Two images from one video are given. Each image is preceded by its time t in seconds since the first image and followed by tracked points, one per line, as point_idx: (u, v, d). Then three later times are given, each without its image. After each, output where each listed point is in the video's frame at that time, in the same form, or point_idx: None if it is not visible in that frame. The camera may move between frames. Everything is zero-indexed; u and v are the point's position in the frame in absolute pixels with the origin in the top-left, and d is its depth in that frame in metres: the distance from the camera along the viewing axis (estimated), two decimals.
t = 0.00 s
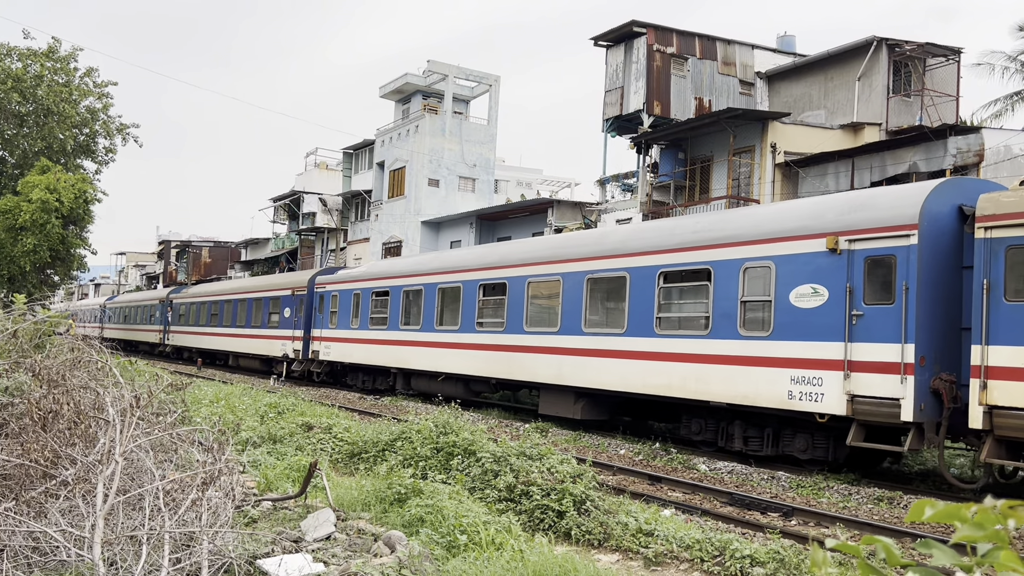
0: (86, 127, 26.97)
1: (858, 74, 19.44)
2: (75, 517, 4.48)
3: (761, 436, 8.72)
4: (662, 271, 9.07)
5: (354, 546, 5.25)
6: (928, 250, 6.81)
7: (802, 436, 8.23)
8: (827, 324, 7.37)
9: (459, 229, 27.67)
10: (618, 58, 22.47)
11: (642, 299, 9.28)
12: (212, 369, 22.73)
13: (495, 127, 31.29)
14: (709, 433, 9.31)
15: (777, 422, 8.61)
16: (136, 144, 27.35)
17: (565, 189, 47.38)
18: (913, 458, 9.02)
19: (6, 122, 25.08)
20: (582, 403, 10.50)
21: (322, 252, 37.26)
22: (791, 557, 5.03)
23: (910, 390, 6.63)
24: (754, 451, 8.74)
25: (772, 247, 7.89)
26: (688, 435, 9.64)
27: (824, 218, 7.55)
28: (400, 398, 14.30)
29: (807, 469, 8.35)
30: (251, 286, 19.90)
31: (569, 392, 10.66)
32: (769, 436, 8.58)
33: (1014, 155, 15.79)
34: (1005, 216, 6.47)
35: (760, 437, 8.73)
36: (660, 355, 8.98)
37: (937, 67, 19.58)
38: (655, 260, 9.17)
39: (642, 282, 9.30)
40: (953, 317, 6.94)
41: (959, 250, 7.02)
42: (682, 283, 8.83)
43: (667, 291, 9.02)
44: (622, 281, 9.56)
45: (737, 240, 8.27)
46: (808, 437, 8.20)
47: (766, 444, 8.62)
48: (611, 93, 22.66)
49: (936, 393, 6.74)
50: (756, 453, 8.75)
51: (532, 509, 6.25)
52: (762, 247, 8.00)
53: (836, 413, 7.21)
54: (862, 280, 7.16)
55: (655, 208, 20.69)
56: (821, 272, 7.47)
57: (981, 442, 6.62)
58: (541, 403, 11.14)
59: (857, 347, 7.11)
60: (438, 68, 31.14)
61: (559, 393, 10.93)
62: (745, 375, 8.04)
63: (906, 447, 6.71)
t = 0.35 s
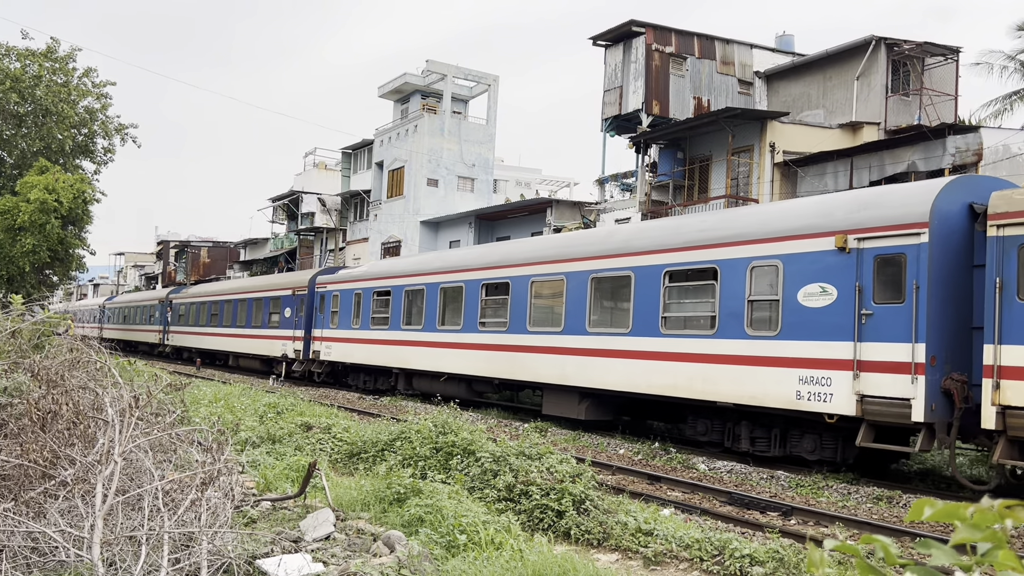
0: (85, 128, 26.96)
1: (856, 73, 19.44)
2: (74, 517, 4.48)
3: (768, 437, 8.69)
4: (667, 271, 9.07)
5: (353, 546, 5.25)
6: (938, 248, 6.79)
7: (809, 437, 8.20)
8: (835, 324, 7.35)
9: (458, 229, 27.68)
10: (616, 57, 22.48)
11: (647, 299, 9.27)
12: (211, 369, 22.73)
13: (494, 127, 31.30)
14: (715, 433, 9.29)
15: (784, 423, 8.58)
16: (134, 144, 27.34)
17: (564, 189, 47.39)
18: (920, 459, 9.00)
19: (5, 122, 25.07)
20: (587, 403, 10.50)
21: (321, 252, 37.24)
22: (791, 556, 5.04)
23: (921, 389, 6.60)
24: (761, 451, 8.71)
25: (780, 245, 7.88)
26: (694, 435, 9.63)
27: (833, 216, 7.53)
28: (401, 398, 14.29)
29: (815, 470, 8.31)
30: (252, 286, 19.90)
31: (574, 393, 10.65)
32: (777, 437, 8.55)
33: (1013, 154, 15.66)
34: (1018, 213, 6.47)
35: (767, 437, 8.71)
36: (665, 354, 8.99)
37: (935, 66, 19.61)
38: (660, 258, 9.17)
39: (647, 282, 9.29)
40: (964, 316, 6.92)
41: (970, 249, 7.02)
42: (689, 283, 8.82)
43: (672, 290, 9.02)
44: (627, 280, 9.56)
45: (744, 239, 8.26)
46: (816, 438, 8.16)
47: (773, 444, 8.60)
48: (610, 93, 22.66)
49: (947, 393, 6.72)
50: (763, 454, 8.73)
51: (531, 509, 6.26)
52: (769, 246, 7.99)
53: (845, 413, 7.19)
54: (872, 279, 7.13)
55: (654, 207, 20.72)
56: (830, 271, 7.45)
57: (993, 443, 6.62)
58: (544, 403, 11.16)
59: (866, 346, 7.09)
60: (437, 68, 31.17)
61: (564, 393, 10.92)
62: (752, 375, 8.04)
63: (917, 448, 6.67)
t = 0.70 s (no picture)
0: (84, 128, 26.96)
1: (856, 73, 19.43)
2: (74, 517, 4.48)
3: (776, 438, 8.65)
4: (673, 270, 9.06)
5: (353, 547, 5.24)
6: (950, 247, 6.75)
7: (818, 437, 8.15)
8: (846, 323, 7.34)
9: (457, 229, 27.68)
10: (616, 57, 22.48)
11: (652, 298, 9.26)
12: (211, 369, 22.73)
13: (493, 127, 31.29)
14: (721, 434, 9.26)
15: (792, 423, 8.53)
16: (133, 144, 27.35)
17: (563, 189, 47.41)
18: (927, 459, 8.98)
19: (3, 123, 25.06)
20: (591, 404, 10.49)
21: (320, 252, 37.21)
22: (790, 555, 5.04)
23: (932, 390, 6.59)
24: (769, 452, 8.68)
25: (788, 244, 7.87)
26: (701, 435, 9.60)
27: (842, 214, 7.50)
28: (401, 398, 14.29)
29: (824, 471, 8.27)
30: (252, 286, 19.90)
31: (578, 393, 10.64)
32: (784, 438, 8.51)
33: (1012, 153, 15.59)
34: None
35: (774, 438, 8.67)
36: (670, 354, 8.99)
37: (935, 65, 19.61)
38: (666, 258, 9.16)
39: (653, 281, 9.28)
40: (976, 316, 6.89)
41: (982, 247, 6.97)
42: (696, 282, 8.80)
43: (678, 290, 9.01)
44: (633, 279, 9.55)
45: (751, 237, 8.24)
46: (825, 439, 8.12)
47: (781, 445, 8.56)
48: (609, 93, 22.66)
49: (959, 394, 6.70)
50: (771, 454, 8.70)
51: (530, 509, 6.26)
52: (778, 245, 7.97)
53: (856, 413, 7.18)
54: (882, 278, 7.11)
55: (653, 207, 20.71)
56: (839, 270, 7.43)
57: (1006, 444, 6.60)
58: (548, 404, 11.12)
59: (877, 346, 7.08)
60: (436, 68, 31.17)
61: (568, 394, 10.90)
62: (760, 375, 8.03)
63: (929, 449, 6.67)
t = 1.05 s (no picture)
0: (83, 128, 26.95)
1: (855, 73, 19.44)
2: (73, 518, 4.48)
3: (785, 440, 8.61)
4: (680, 269, 9.04)
5: (352, 547, 5.24)
6: (963, 246, 6.75)
7: (828, 439, 8.10)
8: (856, 323, 7.32)
9: (456, 228, 27.68)
10: (615, 57, 22.48)
11: (659, 298, 9.25)
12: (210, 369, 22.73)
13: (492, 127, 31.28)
14: (729, 435, 9.23)
15: (801, 425, 8.49)
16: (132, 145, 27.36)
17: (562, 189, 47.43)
18: (934, 459, 8.96)
19: (2, 123, 25.06)
20: (597, 405, 10.48)
21: (319, 252, 37.20)
22: (790, 555, 5.04)
23: (946, 391, 6.59)
24: (778, 454, 8.63)
25: (797, 243, 7.85)
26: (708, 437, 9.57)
27: (852, 213, 7.48)
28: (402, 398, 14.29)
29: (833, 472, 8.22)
30: (252, 286, 19.90)
31: (583, 394, 10.62)
32: (793, 440, 8.46)
33: (1012, 153, 15.64)
34: None
35: (783, 440, 8.62)
36: (676, 355, 8.99)
37: (934, 65, 19.63)
38: (672, 257, 9.14)
39: (660, 281, 9.26)
40: (989, 315, 6.87)
41: (995, 246, 6.96)
42: (703, 282, 8.79)
43: (685, 289, 8.99)
44: (639, 279, 9.53)
45: (759, 236, 8.23)
46: (835, 441, 8.07)
47: (790, 447, 8.52)
48: (607, 93, 22.69)
49: (972, 394, 6.71)
50: (780, 456, 8.66)
51: (530, 508, 6.26)
52: (787, 243, 7.95)
53: (867, 414, 7.18)
54: (893, 277, 7.10)
55: (653, 207, 20.71)
56: (849, 269, 7.41)
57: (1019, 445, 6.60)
58: (553, 407, 11.08)
59: (888, 346, 7.07)
60: (435, 68, 31.18)
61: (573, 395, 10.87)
62: (768, 376, 8.03)
63: (942, 450, 6.67)
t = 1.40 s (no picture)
0: (82, 129, 26.95)
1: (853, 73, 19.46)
2: (72, 518, 4.48)
3: (795, 441, 8.55)
4: (688, 269, 9.01)
5: (352, 547, 5.24)
6: (977, 244, 6.72)
7: (838, 440, 8.03)
8: (868, 323, 7.26)
9: (455, 228, 27.70)
10: (614, 57, 22.49)
11: (666, 298, 9.21)
12: (210, 370, 22.73)
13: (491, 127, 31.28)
14: (738, 436, 9.18)
15: (811, 426, 8.42)
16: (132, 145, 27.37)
17: (562, 189, 47.47)
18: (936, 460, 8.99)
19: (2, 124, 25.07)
20: (602, 405, 10.48)
21: (318, 253, 37.22)
22: (790, 555, 5.05)
23: (960, 392, 6.55)
24: (787, 455, 8.57)
25: (808, 242, 7.79)
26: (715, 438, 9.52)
27: (863, 212, 7.44)
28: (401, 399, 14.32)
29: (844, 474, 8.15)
30: (253, 286, 19.91)
31: (588, 394, 10.61)
32: (803, 441, 8.40)
33: (1011, 152, 15.64)
34: None
35: (793, 441, 8.56)
36: (682, 355, 8.96)
37: (933, 65, 19.64)
38: (679, 257, 9.11)
39: (667, 280, 9.22)
40: (1003, 315, 6.87)
41: (1009, 244, 6.96)
42: (712, 281, 8.74)
43: (692, 289, 8.96)
44: (645, 278, 9.50)
45: (768, 235, 8.18)
46: (845, 442, 8.01)
47: (800, 448, 8.46)
48: (606, 93, 22.72)
49: (988, 396, 6.70)
50: (789, 457, 8.60)
51: (530, 509, 6.27)
52: (797, 242, 7.90)
53: (879, 416, 7.11)
54: (906, 276, 7.04)
55: (652, 207, 20.71)
56: (861, 269, 7.35)
57: None
58: (558, 407, 11.08)
59: (901, 346, 7.00)
60: (434, 68, 31.19)
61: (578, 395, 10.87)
62: (777, 376, 7.99)
63: (956, 453, 6.62)
